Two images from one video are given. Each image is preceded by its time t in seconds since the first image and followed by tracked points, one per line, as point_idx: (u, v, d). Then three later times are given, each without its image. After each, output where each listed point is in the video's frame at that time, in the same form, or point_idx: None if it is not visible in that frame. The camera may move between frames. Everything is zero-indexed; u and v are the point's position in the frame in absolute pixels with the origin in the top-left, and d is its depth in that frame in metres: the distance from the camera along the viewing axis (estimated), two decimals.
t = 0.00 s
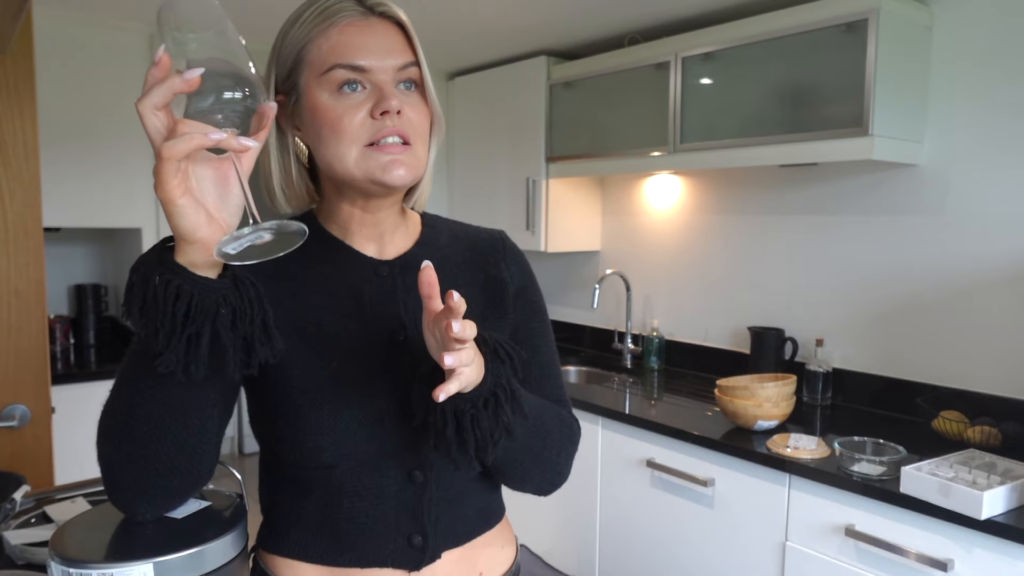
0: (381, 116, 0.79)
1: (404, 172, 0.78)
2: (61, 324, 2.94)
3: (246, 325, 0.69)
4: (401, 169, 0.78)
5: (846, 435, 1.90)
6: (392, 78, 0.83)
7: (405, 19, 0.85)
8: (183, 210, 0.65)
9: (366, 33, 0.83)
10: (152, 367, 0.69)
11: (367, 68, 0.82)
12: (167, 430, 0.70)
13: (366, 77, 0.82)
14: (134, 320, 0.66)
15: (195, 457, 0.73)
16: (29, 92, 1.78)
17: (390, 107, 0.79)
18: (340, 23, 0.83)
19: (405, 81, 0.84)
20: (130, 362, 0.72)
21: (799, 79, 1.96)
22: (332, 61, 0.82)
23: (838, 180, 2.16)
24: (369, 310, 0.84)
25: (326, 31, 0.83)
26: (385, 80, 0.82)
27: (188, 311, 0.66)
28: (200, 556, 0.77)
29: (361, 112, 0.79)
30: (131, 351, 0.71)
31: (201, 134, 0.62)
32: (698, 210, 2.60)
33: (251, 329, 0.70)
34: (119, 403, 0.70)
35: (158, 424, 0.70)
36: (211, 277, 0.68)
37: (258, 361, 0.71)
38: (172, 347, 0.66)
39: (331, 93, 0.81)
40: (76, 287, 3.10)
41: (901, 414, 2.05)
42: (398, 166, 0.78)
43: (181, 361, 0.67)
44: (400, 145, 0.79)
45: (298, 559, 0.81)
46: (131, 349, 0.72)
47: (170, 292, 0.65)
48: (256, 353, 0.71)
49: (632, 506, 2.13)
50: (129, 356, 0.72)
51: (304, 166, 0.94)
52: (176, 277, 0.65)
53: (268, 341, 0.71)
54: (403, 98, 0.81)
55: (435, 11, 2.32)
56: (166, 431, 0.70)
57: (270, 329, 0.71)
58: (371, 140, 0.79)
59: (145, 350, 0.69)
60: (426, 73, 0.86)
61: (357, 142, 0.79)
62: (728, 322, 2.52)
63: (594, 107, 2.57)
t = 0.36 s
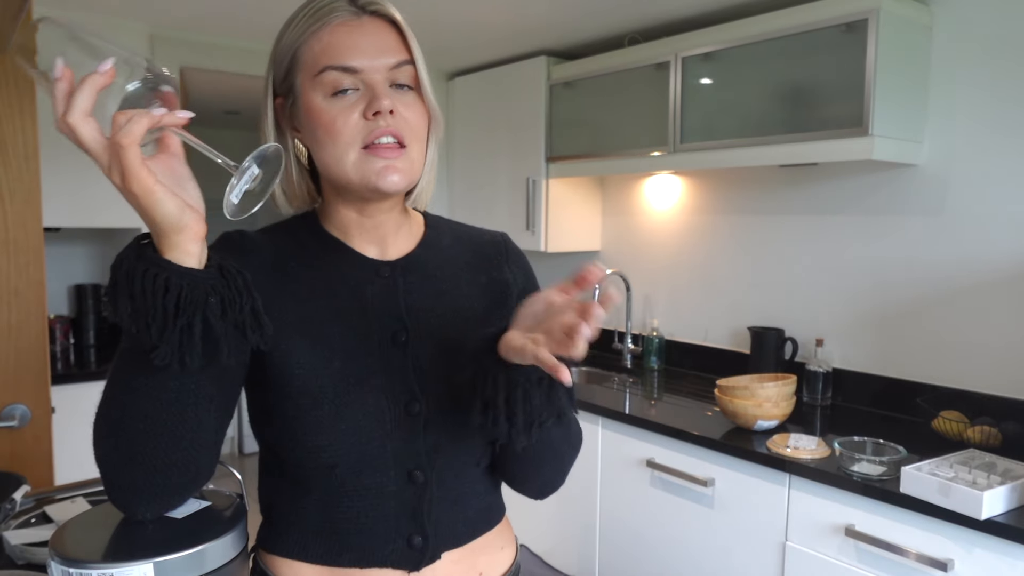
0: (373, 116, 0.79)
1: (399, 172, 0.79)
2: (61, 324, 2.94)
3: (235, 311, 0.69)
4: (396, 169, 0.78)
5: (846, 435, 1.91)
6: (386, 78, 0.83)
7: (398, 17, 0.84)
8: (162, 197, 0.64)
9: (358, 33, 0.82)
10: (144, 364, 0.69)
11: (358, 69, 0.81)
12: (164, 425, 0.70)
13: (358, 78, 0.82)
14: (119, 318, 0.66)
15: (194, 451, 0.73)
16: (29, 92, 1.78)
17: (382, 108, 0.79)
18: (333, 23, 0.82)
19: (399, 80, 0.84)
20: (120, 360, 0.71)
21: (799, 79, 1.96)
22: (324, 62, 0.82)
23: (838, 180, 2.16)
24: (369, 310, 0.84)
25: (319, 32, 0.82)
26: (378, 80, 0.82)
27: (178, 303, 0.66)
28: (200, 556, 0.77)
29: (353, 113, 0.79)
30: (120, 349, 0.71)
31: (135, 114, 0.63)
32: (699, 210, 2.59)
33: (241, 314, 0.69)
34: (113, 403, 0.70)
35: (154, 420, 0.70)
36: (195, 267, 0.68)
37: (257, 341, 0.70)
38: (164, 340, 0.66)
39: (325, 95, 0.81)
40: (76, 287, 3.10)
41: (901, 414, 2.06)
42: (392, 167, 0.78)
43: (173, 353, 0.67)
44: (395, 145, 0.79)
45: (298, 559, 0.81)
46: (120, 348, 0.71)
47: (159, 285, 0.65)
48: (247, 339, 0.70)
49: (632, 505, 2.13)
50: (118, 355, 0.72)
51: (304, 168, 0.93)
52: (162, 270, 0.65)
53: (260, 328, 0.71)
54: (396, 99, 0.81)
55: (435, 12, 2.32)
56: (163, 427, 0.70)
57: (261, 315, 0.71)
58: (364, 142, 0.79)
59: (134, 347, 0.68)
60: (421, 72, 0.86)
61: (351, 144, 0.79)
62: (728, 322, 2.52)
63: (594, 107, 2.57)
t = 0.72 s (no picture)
0: (370, 129, 0.79)
1: (397, 184, 0.79)
2: (61, 324, 2.94)
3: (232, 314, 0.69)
4: (393, 182, 0.79)
5: (846, 435, 1.91)
6: (382, 87, 0.82)
7: (395, 23, 0.83)
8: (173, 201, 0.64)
9: (354, 42, 0.81)
10: (144, 366, 0.69)
11: (355, 79, 0.81)
12: (161, 426, 0.70)
13: (355, 88, 0.81)
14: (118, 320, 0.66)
15: (194, 452, 0.73)
16: (29, 92, 1.78)
17: (379, 120, 0.79)
18: (328, 32, 0.81)
19: (397, 87, 0.83)
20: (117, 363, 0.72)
21: (799, 79, 1.96)
22: (320, 72, 0.81)
23: (838, 180, 2.16)
24: (370, 311, 0.84)
25: (315, 41, 0.81)
26: (375, 90, 0.81)
27: (179, 305, 0.66)
28: (200, 556, 0.77)
29: (351, 125, 0.79)
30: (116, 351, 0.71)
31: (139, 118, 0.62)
32: (698, 210, 2.59)
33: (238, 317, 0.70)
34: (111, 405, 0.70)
35: (151, 420, 0.69)
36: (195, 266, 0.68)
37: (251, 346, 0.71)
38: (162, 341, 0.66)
39: (322, 105, 0.81)
40: (76, 287, 3.10)
41: (901, 414, 2.06)
42: (388, 180, 0.78)
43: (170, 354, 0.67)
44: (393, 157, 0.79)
45: (299, 558, 0.81)
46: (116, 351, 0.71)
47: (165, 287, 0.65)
48: (244, 340, 0.72)
49: (632, 505, 2.13)
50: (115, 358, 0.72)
51: (302, 172, 0.93)
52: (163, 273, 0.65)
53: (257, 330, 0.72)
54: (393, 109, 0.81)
55: (435, 12, 2.32)
56: (160, 427, 0.70)
57: (258, 318, 0.72)
58: (362, 153, 0.79)
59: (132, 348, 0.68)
60: (419, 78, 0.85)
61: (349, 156, 0.79)
62: (728, 322, 2.52)
63: (594, 107, 2.57)
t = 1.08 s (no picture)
0: (354, 129, 0.74)
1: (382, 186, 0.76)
2: (61, 324, 2.94)
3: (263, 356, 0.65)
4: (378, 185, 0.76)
5: (846, 435, 1.90)
6: (369, 87, 0.79)
7: (382, 23, 0.81)
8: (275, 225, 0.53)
9: (338, 40, 0.79)
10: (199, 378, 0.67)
11: (339, 76, 0.77)
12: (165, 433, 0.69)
13: (339, 85, 0.77)
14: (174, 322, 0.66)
15: (199, 461, 0.72)
16: (28, 92, 1.78)
17: (363, 119, 0.75)
18: (315, 32, 0.79)
19: (383, 87, 0.81)
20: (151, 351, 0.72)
21: (800, 79, 1.96)
22: (303, 69, 0.77)
23: (838, 180, 2.16)
24: (368, 312, 0.83)
25: (299, 41, 0.79)
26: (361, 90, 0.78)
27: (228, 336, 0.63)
28: (198, 556, 0.77)
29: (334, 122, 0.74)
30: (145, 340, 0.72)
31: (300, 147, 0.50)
32: (699, 210, 2.59)
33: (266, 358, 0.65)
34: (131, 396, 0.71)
35: (157, 423, 0.69)
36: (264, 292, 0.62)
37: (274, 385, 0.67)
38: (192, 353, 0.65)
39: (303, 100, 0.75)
40: (76, 287, 3.09)
41: (901, 414, 2.05)
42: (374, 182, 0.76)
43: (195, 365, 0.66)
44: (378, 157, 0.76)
45: (297, 558, 0.81)
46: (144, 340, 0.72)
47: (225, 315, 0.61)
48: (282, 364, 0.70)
49: (632, 505, 2.12)
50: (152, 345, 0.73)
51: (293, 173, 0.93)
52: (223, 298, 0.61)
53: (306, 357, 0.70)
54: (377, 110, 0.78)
55: (435, 12, 2.32)
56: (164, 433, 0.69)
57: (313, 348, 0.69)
58: (346, 153, 0.74)
59: (160, 351, 0.68)
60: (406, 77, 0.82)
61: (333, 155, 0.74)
62: (728, 322, 2.51)
63: (594, 107, 2.57)
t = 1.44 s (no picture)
0: (327, 129, 0.77)
1: (360, 184, 0.77)
2: (61, 324, 2.93)
3: (337, 411, 0.66)
4: (357, 183, 0.76)
5: (846, 435, 1.90)
6: (345, 87, 0.79)
7: (353, 20, 0.80)
8: (395, 326, 0.64)
9: (312, 43, 0.80)
10: (287, 414, 0.67)
11: (315, 81, 0.79)
12: (191, 427, 0.67)
13: (316, 90, 0.79)
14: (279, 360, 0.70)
15: (221, 479, 0.68)
16: (28, 91, 1.77)
17: (334, 119, 0.77)
18: (293, 38, 0.80)
19: (360, 85, 0.80)
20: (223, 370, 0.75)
21: (800, 79, 1.96)
22: (285, 78, 0.80)
23: (838, 180, 2.16)
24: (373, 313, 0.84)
25: (282, 49, 0.81)
26: (337, 90, 0.79)
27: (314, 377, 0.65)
28: (199, 557, 0.76)
29: (311, 127, 0.78)
30: (211, 343, 0.74)
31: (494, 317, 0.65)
32: (699, 210, 2.59)
33: (335, 414, 0.67)
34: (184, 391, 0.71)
35: (191, 413, 0.67)
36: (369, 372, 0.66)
37: (325, 422, 0.67)
38: (275, 377, 0.67)
39: (289, 110, 0.80)
40: (75, 287, 3.09)
41: (901, 414, 2.05)
42: (352, 180, 0.76)
43: (264, 383, 0.67)
44: (354, 155, 0.77)
45: (300, 558, 0.81)
46: (212, 345, 0.74)
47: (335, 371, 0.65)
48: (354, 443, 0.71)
49: (632, 505, 2.12)
50: (227, 371, 0.75)
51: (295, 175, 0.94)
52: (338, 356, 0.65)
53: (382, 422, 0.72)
54: (350, 109, 0.78)
55: (434, 12, 2.32)
56: (189, 427, 0.67)
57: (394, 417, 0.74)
58: (323, 155, 0.77)
59: (257, 374, 0.68)
60: (382, 70, 0.80)
61: (312, 157, 0.78)
62: (728, 322, 2.52)
63: (594, 107, 2.57)
